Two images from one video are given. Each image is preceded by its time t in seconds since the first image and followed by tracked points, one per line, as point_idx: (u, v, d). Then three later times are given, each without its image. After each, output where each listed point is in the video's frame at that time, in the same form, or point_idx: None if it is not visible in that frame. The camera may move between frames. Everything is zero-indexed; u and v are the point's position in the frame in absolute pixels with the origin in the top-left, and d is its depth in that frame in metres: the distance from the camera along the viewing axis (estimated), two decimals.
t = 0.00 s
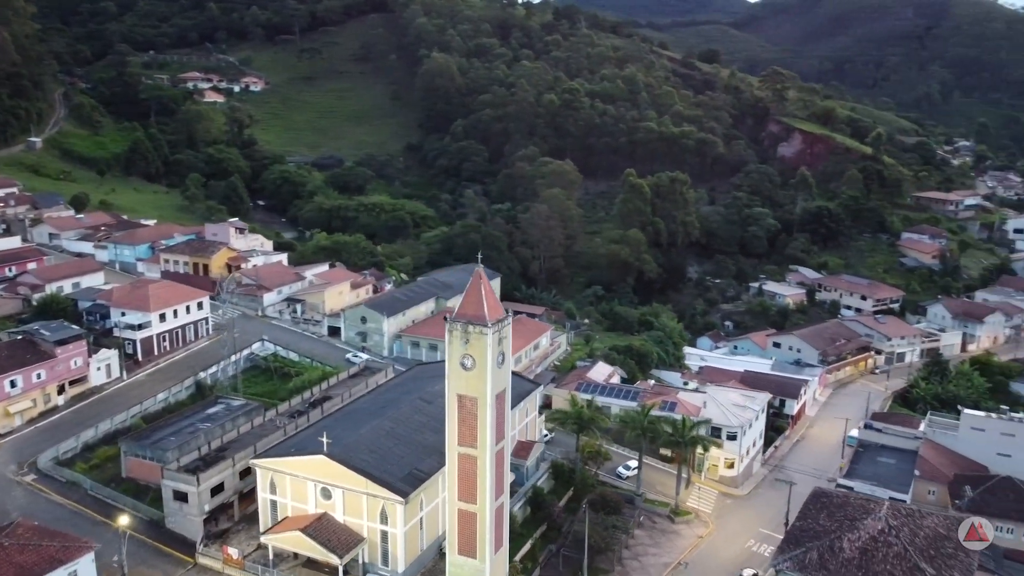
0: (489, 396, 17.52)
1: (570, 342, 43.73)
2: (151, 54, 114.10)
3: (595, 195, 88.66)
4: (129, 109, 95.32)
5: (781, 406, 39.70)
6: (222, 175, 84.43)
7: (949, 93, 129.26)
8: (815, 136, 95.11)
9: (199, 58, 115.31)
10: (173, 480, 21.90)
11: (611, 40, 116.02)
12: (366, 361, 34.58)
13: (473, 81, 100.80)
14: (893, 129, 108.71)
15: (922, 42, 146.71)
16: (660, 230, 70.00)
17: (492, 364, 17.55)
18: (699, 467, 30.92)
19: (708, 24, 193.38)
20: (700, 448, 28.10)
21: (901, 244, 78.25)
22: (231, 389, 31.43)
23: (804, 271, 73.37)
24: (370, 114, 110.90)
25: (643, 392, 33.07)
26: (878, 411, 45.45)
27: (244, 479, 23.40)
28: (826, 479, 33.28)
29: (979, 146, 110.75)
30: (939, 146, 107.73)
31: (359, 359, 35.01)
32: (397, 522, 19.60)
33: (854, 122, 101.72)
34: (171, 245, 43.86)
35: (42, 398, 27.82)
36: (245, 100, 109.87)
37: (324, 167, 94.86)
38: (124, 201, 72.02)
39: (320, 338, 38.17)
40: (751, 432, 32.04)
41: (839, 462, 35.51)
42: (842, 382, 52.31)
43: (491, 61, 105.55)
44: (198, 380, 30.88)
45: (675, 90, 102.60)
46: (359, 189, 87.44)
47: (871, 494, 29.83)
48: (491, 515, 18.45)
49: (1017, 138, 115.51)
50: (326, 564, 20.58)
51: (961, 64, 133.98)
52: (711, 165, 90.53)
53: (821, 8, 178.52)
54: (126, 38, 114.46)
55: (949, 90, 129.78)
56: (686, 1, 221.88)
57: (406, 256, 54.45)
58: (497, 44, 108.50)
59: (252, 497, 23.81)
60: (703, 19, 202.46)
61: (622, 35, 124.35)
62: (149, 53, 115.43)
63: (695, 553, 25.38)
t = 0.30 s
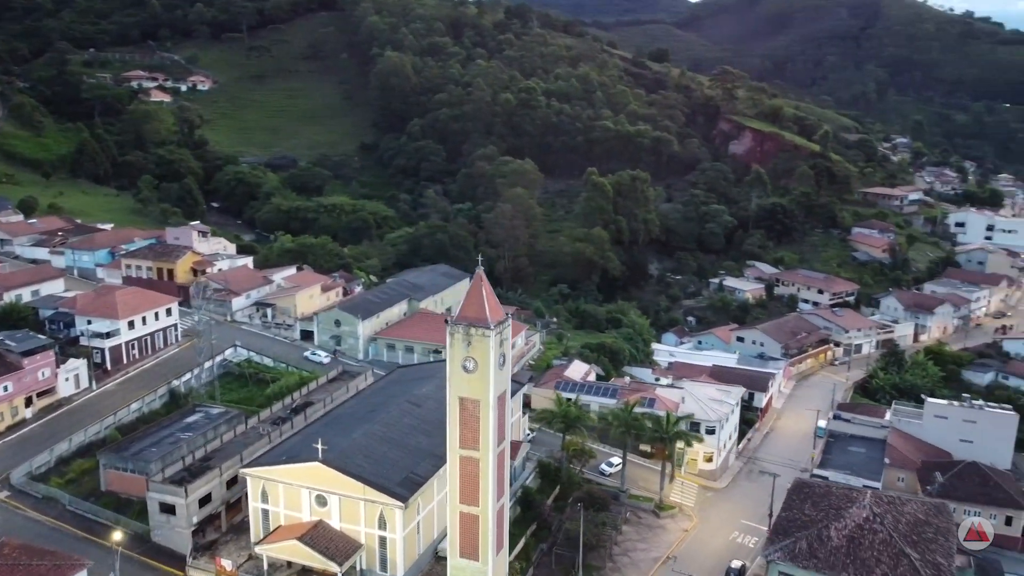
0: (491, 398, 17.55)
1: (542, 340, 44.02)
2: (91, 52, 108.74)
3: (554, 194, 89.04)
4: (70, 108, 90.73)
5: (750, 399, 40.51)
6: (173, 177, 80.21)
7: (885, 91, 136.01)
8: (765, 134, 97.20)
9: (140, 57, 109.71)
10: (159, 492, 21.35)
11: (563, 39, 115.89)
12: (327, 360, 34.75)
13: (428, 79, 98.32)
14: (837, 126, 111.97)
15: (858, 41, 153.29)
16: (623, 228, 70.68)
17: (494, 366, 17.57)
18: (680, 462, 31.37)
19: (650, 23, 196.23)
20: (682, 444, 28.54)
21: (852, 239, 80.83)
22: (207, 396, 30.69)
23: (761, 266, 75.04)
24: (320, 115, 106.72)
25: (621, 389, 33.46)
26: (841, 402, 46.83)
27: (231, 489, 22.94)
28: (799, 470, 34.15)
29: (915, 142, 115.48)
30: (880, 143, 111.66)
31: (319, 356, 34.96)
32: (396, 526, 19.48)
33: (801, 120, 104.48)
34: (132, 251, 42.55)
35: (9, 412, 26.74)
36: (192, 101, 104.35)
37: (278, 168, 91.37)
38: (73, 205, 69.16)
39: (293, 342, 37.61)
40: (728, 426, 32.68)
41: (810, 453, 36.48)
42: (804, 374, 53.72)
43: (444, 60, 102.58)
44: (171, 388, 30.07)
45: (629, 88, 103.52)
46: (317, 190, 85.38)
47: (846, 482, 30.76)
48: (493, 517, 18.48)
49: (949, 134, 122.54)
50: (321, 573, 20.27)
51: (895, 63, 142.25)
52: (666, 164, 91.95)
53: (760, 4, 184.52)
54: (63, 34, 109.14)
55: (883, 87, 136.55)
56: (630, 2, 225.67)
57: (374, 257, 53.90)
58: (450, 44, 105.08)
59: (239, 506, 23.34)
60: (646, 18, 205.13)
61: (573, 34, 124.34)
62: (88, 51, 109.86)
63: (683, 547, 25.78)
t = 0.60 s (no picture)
0: (493, 400, 17.55)
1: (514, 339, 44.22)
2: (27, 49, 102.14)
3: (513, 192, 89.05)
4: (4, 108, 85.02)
5: (720, 393, 41.21)
6: (122, 180, 75.00)
7: (822, 88, 143.85)
8: (715, 132, 99.02)
9: (80, 55, 104.27)
10: (145, 505, 20.79)
11: (514, 37, 115.24)
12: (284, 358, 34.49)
13: (382, 78, 95.33)
14: (783, 124, 114.72)
15: (796, 41, 160.77)
16: (585, 226, 71.06)
17: (496, 367, 17.56)
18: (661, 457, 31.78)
19: (593, 21, 197.87)
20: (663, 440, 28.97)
21: (804, 234, 83.18)
22: (180, 405, 29.91)
23: (719, 262, 76.48)
24: (274, 115, 102.05)
25: (598, 386, 33.80)
26: (804, 395, 48.05)
27: (218, 499, 22.48)
28: (773, 461, 34.94)
29: (855, 140, 119.40)
30: (823, 140, 115.04)
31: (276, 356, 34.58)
32: (395, 531, 19.32)
33: (749, 119, 106.86)
34: (91, 256, 41.17)
35: None
36: (136, 100, 97.99)
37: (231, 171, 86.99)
38: (17, 211, 65.86)
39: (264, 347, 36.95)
40: (704, 420, 33.28)
41: (782, 444, 37.33)
42: (767, 367, 54.98)
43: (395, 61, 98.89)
44: (144, 397, 29.24)
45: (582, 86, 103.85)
46: (273, 192, 82.49)
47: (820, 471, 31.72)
48: (495, 518, 18.49)
49: (885, 130, 128.36)
50: None
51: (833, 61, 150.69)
52: (622, 161, 92.87)
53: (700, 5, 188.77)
54: None
55: (822, 87, 143.75)
56: (573, 2, 227.42)
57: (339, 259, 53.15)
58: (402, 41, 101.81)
59: (225, 517, 22.87)
60: (589, 17, 206.93)
61: (524, 33, 123.73)
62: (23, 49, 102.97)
63: (669, 542, 26.11)
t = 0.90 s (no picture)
0: (497, 400, 17.58)
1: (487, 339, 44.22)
2: None
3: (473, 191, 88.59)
4: None
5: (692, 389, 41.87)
6: (69, 183, 71.61)
7: (764, 88, 148.89)
8: (669, 130, 100.49)
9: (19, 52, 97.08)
10: (132, 518, 20.22)
11: (467, 36, 114.20)
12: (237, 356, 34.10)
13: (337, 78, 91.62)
14: (733, 122, 116.97)
15: (739, 40, 166.84)
16: (550, 225, 71.19)
17: (499, 368, 17.60)
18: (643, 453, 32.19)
19: (540, 21, 198.96)
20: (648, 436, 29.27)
21: (760, 230, 85.07)
22: (155, 414, 29.10)
23: (680, 259, 77.64)
24: (223, 115, 99.31)
25: (577, 384, 34.05)
26: (770, 390, 49.08)
27: (206, 509, 21.98)
28: (748, 453, 35.64)
29: (799, 138, 122.78)
30: (771, 138, 117.84)
31: (230, 355, 34.11)
32: (396, 534, 19.18)
33: (700, 118, 108.83)
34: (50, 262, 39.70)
35: None
36: (80, 100, 93.56)
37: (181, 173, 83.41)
38: None
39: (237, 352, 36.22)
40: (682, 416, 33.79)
41: (755, 437, 38.08)
42: (732, 362, 56.11)
43: (349, 60, 95.29)
44: (117, 407, 28.37)
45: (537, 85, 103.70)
46: (229, 194, 79.02)
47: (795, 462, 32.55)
48: (498, 518, 18.50)
49: (826, 129, 133.26)
50: None
51: (774, 61, 156.22)
52: (581, 160, 93.42)
53: (643, 6, 192.05)
54: None
55: (764, 86, 148.47)
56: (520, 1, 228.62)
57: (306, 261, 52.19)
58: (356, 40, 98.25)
59: (213, 527, 22.38)
60: (536, 16, 208.06)
61: (476, 33, 123.03)
62: None
63: (657, 536, 26.43)
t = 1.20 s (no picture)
0: (499, 399, 17.59)
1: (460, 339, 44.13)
2: None
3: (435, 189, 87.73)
4: None
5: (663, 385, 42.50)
6: (13, 185, 66.43)
7: (710, 87, 151.71)
8: (624, 130, 101.89)
9: None
10: (119, 530, 19.68)
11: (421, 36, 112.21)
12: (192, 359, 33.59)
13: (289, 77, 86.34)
14: (684, 121, 118.80)
15: (683, 42, 170.64)
16: (514, 224, 71.21)
17: (501, 367, 17.60)
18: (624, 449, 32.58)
19: (487, 21, 199.00)
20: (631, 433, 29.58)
21: (717, 227, 86.09)
22: (129, 422, 28.30)
23: (641, 256, 78.57)
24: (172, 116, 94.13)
25: (557, 382, 34.35)
26: (737, 387, 50.12)
27: (194, 519, 21.50)
28: (723, 447, 36.34)
29: (746, 137, 125.72)
30: (720, 136, 120.24)
31: (184, 356, 33.56)
32: (395, 537, 19.04)
33: (653, 117, 110.78)
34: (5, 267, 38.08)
35: None
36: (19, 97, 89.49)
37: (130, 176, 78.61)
38: None
39: (209, 357, 35.44)
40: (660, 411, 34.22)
41: (728, 430, 38.80)
42: (698, 357, 57.19)
43: (301, 58, 90.72)
44: (89, 416, 27.48)
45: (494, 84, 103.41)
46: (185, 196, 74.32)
47: (772, 453, 33.26)
48: (500, 517, 18.52)
49: (769, 128, 136.87)
50: None
51: (718, 62, 161.39)
52: (539, 159, 93.80)
53: (591, 7, 196.35)
54: None
55: (709, 86, 151.33)
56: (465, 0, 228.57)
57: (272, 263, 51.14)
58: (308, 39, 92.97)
59: (200, 536, 21.88)
60: (484, 16, 208.18)
61: (428, 32, 121.95)
62: None
63: (644, 531, 26.75)
